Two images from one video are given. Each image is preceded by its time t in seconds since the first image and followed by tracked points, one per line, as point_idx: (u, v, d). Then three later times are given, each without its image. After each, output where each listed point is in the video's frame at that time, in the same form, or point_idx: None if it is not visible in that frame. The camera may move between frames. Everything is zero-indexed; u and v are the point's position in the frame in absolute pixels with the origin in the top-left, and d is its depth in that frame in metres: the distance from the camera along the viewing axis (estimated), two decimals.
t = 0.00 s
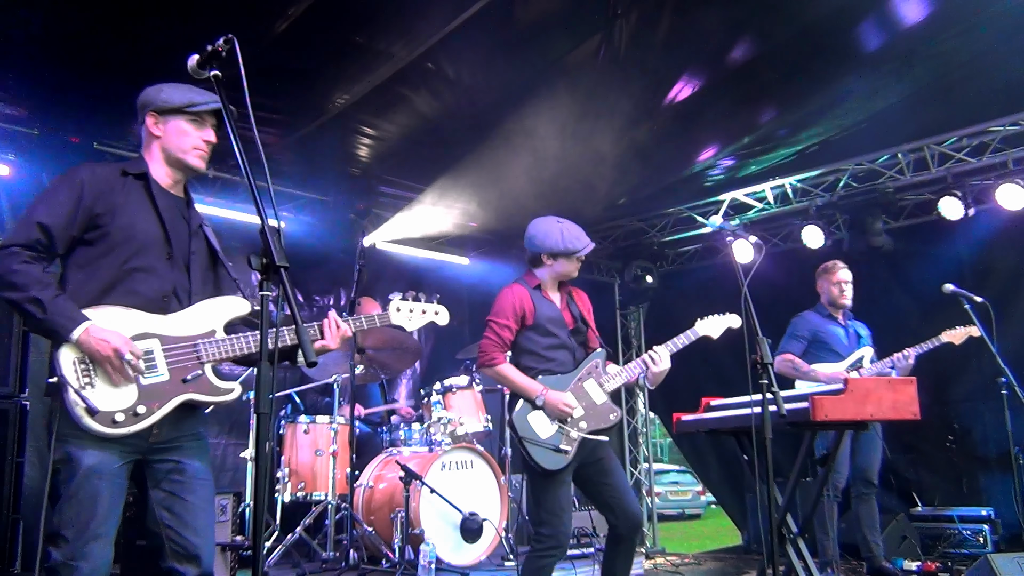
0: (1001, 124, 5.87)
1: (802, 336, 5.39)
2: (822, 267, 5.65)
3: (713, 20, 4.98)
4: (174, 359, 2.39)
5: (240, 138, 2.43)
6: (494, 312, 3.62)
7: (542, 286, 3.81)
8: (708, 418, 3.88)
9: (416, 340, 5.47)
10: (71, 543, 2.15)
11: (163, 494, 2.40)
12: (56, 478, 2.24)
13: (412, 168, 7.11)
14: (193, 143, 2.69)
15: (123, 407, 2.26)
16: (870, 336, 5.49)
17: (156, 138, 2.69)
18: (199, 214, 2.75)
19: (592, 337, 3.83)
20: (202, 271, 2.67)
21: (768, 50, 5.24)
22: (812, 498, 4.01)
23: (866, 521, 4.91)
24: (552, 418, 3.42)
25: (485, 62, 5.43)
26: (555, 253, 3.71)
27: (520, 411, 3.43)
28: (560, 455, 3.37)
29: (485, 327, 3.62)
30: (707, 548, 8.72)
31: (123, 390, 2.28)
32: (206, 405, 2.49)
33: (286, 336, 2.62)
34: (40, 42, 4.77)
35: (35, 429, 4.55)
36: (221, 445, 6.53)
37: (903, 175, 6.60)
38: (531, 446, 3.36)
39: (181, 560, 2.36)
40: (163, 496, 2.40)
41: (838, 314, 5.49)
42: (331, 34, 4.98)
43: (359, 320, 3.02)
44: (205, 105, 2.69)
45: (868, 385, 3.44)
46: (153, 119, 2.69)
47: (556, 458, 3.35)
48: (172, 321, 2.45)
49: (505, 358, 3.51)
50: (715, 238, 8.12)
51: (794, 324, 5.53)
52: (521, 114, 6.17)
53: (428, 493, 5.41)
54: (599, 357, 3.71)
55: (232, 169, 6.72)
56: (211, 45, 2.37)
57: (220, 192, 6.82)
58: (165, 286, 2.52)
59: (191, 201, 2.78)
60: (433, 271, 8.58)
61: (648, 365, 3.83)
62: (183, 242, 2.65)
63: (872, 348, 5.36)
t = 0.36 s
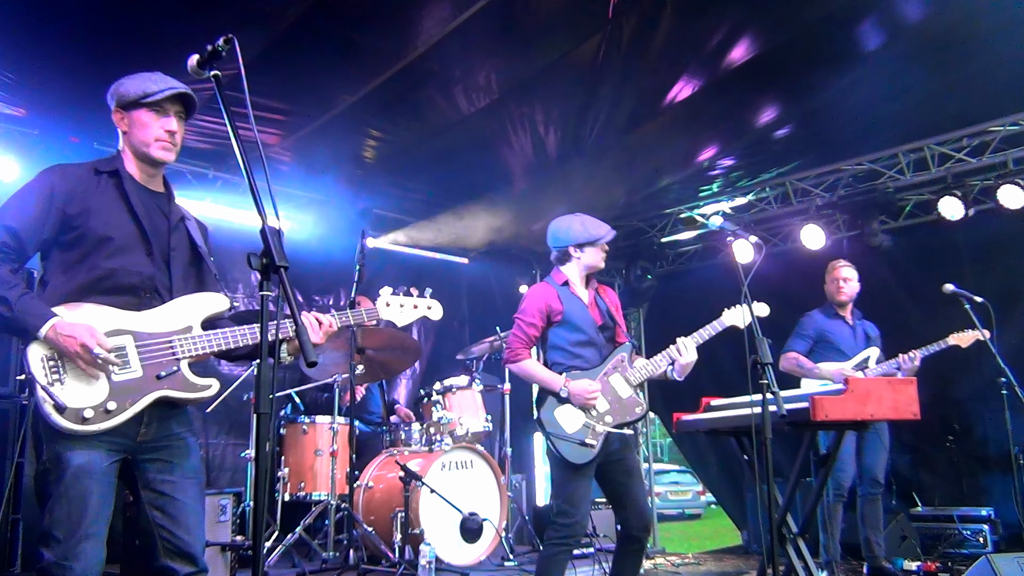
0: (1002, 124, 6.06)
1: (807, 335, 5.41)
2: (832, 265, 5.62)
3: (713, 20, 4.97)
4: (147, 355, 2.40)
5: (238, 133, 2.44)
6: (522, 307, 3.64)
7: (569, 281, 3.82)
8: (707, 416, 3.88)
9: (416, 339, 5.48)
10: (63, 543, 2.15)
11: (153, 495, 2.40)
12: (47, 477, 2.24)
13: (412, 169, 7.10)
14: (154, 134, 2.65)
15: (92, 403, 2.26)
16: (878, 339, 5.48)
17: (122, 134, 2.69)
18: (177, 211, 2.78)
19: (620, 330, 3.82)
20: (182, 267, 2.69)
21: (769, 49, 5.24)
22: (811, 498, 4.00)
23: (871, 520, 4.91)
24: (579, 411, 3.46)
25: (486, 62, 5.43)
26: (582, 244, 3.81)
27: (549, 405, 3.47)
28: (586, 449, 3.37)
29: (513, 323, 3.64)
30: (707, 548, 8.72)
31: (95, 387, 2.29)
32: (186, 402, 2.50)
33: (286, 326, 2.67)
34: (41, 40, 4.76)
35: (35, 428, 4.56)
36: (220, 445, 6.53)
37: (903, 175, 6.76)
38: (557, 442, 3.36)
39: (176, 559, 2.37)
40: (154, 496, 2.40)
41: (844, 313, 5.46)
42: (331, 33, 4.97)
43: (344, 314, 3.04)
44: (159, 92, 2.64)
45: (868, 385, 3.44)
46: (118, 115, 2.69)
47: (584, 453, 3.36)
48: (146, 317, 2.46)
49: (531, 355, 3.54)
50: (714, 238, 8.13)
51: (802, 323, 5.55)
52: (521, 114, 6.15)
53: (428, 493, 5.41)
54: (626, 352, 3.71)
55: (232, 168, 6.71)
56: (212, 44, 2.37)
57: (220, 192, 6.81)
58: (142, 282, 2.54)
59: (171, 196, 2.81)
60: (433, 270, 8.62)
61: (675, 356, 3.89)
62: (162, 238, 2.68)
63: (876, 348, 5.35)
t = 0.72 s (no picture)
0: (1002, 124, 6.07)
1: (814, 334, 5.39)
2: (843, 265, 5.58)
3: (714, 20, 4.97)
4: (152, 353, 2.40)
5: (238, 132, 2.45)
6: (523, 300, 3.61)
7: (568, 279, 3.84)
8: (708, 417, 3.88)
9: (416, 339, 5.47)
10: (66, 538, 2.15)
11: (158, 492, 2.41)
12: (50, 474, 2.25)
13: (412, 169, 7.10)
14: (162, 137, 2.66)
15: (97, 401, 2.25)
16: (886, 340, 5.46)
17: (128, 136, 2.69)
18: (183, 212, 2.80)
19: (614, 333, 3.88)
20: (187, 268, 2.70)
21: (769, 49, 5.24)
22: (812, 498, 4.00)
23: (871, 519, 4.89)
24: (580, 409, 3.46)
25: (487, 62, 5.43)
26: (585, 240, 3.83)
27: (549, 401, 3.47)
28: (586, 447, 3.37)
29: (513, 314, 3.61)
30: (707, 548, 8.71)
31: (100, 385, 2.28)
32: (192, 401, 2.50)
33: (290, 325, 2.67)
34: (41, 40, 4.76)
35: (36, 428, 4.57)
36: (220, 445, 6.53)
37: (903, 175, 6.78)
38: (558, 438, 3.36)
39: (179, 557, 2.38)
40: (159, 493, 2.41)
41: (852, 313, 5.46)
42: (332, 32, 4.97)
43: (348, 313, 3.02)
44: (168, 98, 2.65)
45: (868, 385, 3.44)
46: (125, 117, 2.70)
47: (585, 450, 3.36)
48: (152, 316, 2.45)
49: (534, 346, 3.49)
50: (715, 238, 8.14)
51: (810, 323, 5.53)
52: (522, 114, 6.15)
53: (428, 493, 5.41)
54: (624, 353, 3.72)
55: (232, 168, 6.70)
56: (212, 44, 2.37)
57: (221, 191, 6.82)
58: (146, 280, 2.53)
59: (178, 197, 2.83)
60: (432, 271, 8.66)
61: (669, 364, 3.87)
62: (166, 239, 2.68)
63: (884, 349, 5.39)
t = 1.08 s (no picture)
0: (1001, 124, 6.04)
1: (820, 333, 5.40)
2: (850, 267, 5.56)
3: (714, 20, 4.97)
4: (148, 356, 2.40)
5: (239, 134, 2.43)
6: (501, 311, 3.59)
7: (547, 286, 3.83)
8: (708, 417, 3.87)
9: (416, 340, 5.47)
10: (65, 541, 2.15)
11: (157, 494, 2.41)
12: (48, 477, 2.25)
13: (412, 169, 7.10)
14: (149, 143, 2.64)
15: (93, 404, 2.27)
16: (891, 340, 5.45)
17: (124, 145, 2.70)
18: (180, 217, 2.78)
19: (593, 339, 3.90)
20: (183, 272, 2.69)
21: (769, 49, 5.23)
22: (812, 498, 4.00)
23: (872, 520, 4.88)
24: (559, 423, 3.45)
25: (486, 62, 5.42)
26: (562, 249, 3.76)
27: (527, 417, 3.45)
28: (568, 459, 3.38)
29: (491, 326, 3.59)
30: (707, 548, 8.71)
31: (96, 389, 2.29)
32: (189, 403, 2.51)
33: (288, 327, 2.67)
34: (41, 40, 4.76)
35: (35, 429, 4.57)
36: (220, 445, 6.53)
37: (903, 175, 6.80)
38: (539, 451, 3.35)
39: (180, 558, 2.37)
40: (157, 495, 2.40)
41: (858, 315, 5.47)
42: (331, 33, 4.97)
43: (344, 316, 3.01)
44: (152, 102, 2.62)
45: (868, 385, 3.44)
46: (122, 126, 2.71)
47: (565, 463, 3.35)
48: (147, 320, 2.47)
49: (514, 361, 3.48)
50: (715, 238, 8.14)
51: (815, 322, 5.55)
52: (521, 115, 6.15)
53: (428, 493, 5.41)
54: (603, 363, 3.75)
55: (232, 169, 6.70)
56: (211, 45, 2.37)
57: (220, 192, 6.83)
58: (144, 283, 2.54)
59: (174, 203, 2.82)
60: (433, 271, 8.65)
61: (650, 371, 3.86)
62: (162, 243, 2.68)
63: (890, 349, 5.36)
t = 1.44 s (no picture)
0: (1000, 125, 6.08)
1: (826, 332, 5.33)
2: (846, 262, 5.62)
3: (714, 20, 4.97)
4: (143, 355, 2.41)
5: (239, 133, 2.44)
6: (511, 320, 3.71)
7: (559, 288, 3.88)
8: (707, 417, 3.88)
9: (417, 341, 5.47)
10: (61, 542, 2.16)
11: (153, 494, 2.41)
12: (44, 478, 2.25)
13: (412, 169, 7.10)
14: (157, 140, 2.67)
15: (87, 403, 2.27)
16: (892, 340, 5.46)
17: (121, 143, 2.69)
18: (173, 215, 2.77)
19: (618, 334, 3.82)
20: (179, 271, 2.69)
21: (768, 50, 5.23)
22: (812, 498, 4.00)
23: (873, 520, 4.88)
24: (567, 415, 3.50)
25: (486, 63, 5.42)
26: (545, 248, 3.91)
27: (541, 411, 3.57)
28: (570, 454, 3.41)
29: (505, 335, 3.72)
30: (707, 548, 8.72)
31: (90, 388, 2.29)
32: (184, 402, 2.50)
33: (287, 326, 2.68)
34: (40, 40, 4.76)
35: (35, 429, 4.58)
36: (220, 446, 6.54)
37: (903, 176, 6.83)
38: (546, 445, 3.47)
39: (176, 558, 2.37)
40: (153, 495, 2.40)
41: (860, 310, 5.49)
42: (331, 33, 4.97)
43: (339, 314, 3.03)
44: (161, 99, 2.66)
45: (868, 385, 3.44)
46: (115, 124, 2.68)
47: (569, 456, 3.41)
48: (142, 318, 2.46)
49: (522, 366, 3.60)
50: (715, 239, 8.15)
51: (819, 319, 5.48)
52: (521, 115, 6.15)
53: (428, 493, 5.41)
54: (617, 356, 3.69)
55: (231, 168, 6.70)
56: (212, 45, 2.37)
57: (219, 192, 6.82)
58: (139, 282, 2.54)
59: (167, 202, 2.81)
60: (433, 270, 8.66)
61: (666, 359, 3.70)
62: (157, 241, 2.68)
63: (897, 349, 5.33)
